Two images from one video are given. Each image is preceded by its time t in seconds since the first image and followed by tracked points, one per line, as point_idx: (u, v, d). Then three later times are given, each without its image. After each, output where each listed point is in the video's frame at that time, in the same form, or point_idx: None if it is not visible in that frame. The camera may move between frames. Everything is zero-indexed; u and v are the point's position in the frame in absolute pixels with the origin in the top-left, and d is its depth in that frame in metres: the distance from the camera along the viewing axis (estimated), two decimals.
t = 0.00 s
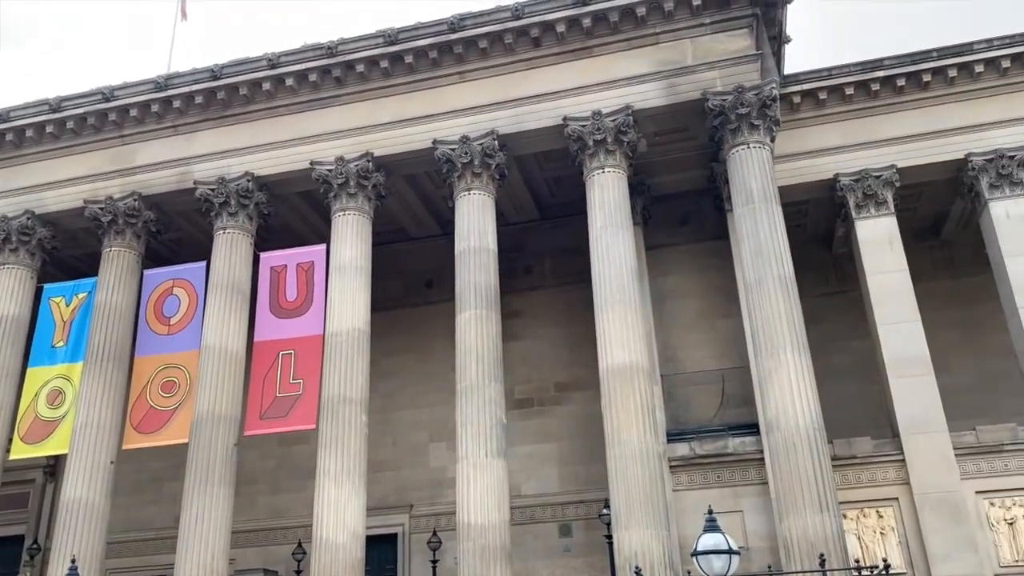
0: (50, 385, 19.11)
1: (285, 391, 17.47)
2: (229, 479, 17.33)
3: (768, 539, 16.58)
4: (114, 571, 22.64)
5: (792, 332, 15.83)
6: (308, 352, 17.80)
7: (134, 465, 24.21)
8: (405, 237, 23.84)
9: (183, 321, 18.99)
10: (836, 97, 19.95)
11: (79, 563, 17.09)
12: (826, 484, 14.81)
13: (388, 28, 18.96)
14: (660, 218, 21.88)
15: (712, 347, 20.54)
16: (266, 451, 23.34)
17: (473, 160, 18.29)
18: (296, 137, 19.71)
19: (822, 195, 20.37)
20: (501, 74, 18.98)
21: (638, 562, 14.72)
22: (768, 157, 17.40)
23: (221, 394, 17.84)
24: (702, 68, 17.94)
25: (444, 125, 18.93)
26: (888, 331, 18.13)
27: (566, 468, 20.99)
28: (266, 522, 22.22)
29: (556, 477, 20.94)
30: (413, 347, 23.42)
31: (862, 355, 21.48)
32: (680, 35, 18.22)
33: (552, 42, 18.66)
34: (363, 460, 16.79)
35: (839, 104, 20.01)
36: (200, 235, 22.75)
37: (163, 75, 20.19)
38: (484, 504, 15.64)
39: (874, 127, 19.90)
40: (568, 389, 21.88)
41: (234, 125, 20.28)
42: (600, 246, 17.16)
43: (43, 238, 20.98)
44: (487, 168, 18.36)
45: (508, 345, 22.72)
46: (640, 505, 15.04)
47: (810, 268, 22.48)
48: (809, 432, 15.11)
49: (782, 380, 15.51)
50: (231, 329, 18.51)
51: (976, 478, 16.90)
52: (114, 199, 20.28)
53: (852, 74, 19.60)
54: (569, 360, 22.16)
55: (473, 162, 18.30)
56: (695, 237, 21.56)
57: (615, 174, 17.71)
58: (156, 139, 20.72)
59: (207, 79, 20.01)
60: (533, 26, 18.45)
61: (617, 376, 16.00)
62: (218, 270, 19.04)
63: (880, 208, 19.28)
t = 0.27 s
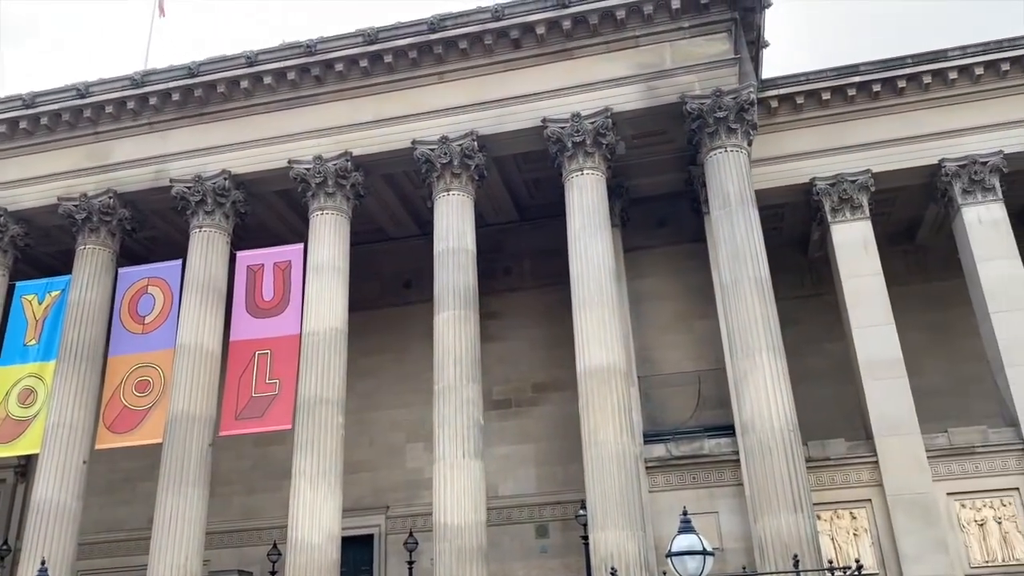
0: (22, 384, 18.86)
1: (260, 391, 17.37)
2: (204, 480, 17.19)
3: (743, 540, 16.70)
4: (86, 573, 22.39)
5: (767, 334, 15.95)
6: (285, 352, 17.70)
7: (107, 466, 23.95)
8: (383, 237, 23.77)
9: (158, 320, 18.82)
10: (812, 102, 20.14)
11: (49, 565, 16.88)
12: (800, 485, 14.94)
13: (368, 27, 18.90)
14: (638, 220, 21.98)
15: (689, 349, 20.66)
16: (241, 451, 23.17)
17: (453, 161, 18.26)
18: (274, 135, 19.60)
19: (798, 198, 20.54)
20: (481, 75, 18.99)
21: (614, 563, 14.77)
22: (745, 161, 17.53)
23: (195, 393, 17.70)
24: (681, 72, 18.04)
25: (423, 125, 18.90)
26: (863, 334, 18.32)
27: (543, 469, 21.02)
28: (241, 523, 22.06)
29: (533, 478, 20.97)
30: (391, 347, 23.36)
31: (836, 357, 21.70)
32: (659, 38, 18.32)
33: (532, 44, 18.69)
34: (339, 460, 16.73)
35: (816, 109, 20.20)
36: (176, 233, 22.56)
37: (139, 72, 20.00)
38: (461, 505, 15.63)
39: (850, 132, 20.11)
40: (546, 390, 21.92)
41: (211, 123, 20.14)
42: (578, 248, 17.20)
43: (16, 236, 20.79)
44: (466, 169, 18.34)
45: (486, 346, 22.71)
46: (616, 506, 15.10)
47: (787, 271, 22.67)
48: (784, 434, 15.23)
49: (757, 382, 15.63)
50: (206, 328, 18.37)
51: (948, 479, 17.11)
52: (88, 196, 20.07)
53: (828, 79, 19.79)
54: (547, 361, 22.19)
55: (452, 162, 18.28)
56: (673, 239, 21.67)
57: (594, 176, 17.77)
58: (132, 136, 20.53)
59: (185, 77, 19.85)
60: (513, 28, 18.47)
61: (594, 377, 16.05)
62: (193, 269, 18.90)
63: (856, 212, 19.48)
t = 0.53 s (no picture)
0: None
1: (236, 391, 17.23)
2: (178, 481, 17.03)
3: (718, 541, 16.76)
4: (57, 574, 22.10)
5: (744, 336, 16.04)
6: (261, 352, 17.58)
7: (79, 466, 23.67)
8: (362, 237, 23.66)
9: (132, 319, 18.61)
10: (790, 106, 20.27)
11: (18, 567, 16.64)
12: (776, 487, 15.04)
13: (348, 26, 18.81)
14: (617, 222, 22.03)
15: (667, 351, 20.74)
16: (217, 452, 22.98)
17: (432, 161, 18.21)
18: (252, 133, 19.45)
19: (776, 201, 20.68)
20: (461, 75, 18.95)
21: (590, 564, 14.78)
22: (724, 164, 17.62)
23: (170, 393, 17.52)
24: (660, 74, 18.10)
25: (402, 125, 18.83)
26: (838, 337, 18.46)
27: (521, 470, 21.01)
28: (215, 524, 21.86)
29: (511, 479, 20.96)
30: (369, 347, 23.26)
31: (812, 360, 21.88)
32: (639, 40, 18.37)
33: (513, 45, 18.67)
34: (315, 461, 16.63)
35: (794, 113, 20.34)
36: (151, 231, 22.34)
37: (115, 68, 19.78)
38: (438, 506, 15.58)
39: (827, 136, 20.27)
40: (524, 391, 21.91)
41: (188, 120, 19.96)
42: (556, 249, 17.21)
43: None
44: (445, 169, 18.30)
45: (464, 346, 22.66)
46: (593, 507, 15.12)
47: (764, 273, 22.81)
48: (759, 436, 15.32)
49: (734, 384, 15.71)
50: (181, 327, 18.20)
51: (921, 481, 17.27)
52: (62, 193, 19.83)
53: (807, 83, 19.93)
54: (526, 362, 22.19)
55: (432, 162, 18.23)
56: (651, 241, 21.74)
57: (573, 178, 17.79)
58: (107, 132, 20.30)
59: (162, 73, 19.65)
60: (493, 28, 18.45)
61: (572, 379, 16.06)
62: (169, 268, 18.72)
63: (832, 216, 19.65)
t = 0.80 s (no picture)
0: None
1: (216, 391, 17.11)
2: (156, 481, 16.88)
3: (698, 542, 16.82)
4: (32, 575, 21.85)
5: (725, 338, 16.11)
6: (241, 352, 17.46)
7: (56, 466, 23.42)
8: (344, 236, 23.57)
9: (111, 318, 18.41)
10: (772, 109, 20.39)
11: None
12: (755, 488, 15.11)
13: (331, 24, 18.74)
14: (600, 223, 22.07)
15: (648, 352, 20.80)
16: (196, 452, 22.80)
17: (415, 160, 18.16)
18: (234, 131, 19.33)
19: (757, 204, 20.79)
20: (444, 75, 18.92)
21: (570, 564, 14.79)
22: (706, 166, 17.69)
23: (149, 393, 17.37)
24: (643, 76, 18.14)
25: (385, 124, 18.78)
26: (818, 339, 18.58)
27: (502, 471, 21.00)
28: (194, 525, 21.70)
29: (492, 480, 20.94)
30: (350, 347, 23.17)
31: (792, 361, 22.03)
32: (622, 42, 18.41)
33: (496, 46, 18.66)
34: (295, 462, 16.54)
35: (776, 116, 20.46)
36: (131, 229, 22.14)
37: (95, 64, 19.60)
38: (419, 507, 15.54)
39: (808, 139, 20.40)
40: (506, 391, 21.90)
41: (169, 117, 19.81)
42: (539, 250, 17.21)
43: None
44: (428, 168, 18.25)
45: (446, 347, 22.62)
46: (574, 508, 15.13)
47: (745, 275, 22.93)
48: (740, 437, 15.38)
49: (715, 385, 15.77)
50: (161, 326, 18.04)
51: (899, 482, 17.41)
52: (40, 190, 19.62)
53: (788, 87, 20.05)
54: (507, 362, 22.18)
55: (415, 162, 18.18)
56: (633, 243, 21.80)
57: (556, 178, 17.79)
58: (86, 129, 20.11)
59: (142, 70, 19.48)
60: (477, 28, 18.43)
61: (554, 379, 16.06)
62: (148, 266, 18.55)
63: (813, 219, 19.78)
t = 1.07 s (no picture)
0: None
1: (193, 390, 16.98)
2: (131, 480, 16.73)
3: (675, 542, 16.88)
4: None
5: (703, 339, 16.18)
6: (218, 351, 17.34)
7: (29, 466, 23.13)
8: (323, 235, 23.45)
9: (85, 316, 18.20)
10: (751, 112, 20.52)
11: None
12: (732, 488, 15.19)
13: (311, 22, 18.65)
14: (580, 224, 22.11)
15: (627, 353, 20.87)
16: (172, 452, 22.61)
17: (395, 160, 18.12)
18: (212, 128, 19.19)
19: (736, 206, 20.91)
20: (425, 74, 18.89)
21: (548, 564, 14.81)
22: (685, 168, 17.77)
23: (124, 392, 17.20)
24: (624, 78, 18.20)
25: (365, 123, 18.71)
26: (795, 341, 18.71)
27: (481, 471, 20.99)
28: (169, 525, 21.50)
29: (471, 480, 20.93)
30: (329, 347, 23.07)
31: (770, 363, 22.20)
32: (603, 44, 18.46)
33: (477, 46, 18.65)
34: (273, 461, 16.45)
35: (755, 119, 20.59)
36: (107, 226, 21.92)
37: (71, 60, 19.40)
38: (397, 507, 15.50)
39: (787, 142, 20.55)
40: (485, 392, 21.89)
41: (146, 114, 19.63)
42: (519, 250, 17.22)
43: None
44: (409, 168, 18.21)
45: (425, 347, 22.57)
46: (552, 508, 15.15)
47: (723, 277, 23.07)
48: (717, 438, 15.47)
49: (693, 386, 15.85)
50: (137, 324, 17.88)
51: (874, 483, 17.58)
52: (15, 185, 19.39)
53: (767, 90, 20.19)
54: (487, 363, 22.17)
55: (395, 161, 18.13)
56: (613, 244, 21.86)
57: (537, 179, 17.81)
58: (62, 125, 19.90)
59: (120, 66, 19.32)
60: (458, 28, 18.41)
61: (533, 380, 16.08)
62: (124, 264, 18.38)
63: (791, 221, 19.93)
